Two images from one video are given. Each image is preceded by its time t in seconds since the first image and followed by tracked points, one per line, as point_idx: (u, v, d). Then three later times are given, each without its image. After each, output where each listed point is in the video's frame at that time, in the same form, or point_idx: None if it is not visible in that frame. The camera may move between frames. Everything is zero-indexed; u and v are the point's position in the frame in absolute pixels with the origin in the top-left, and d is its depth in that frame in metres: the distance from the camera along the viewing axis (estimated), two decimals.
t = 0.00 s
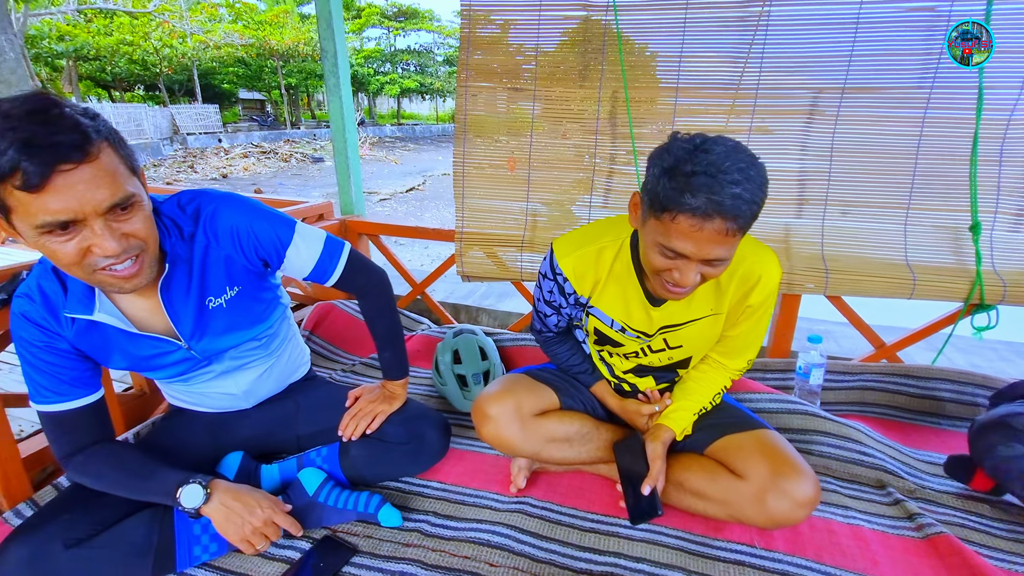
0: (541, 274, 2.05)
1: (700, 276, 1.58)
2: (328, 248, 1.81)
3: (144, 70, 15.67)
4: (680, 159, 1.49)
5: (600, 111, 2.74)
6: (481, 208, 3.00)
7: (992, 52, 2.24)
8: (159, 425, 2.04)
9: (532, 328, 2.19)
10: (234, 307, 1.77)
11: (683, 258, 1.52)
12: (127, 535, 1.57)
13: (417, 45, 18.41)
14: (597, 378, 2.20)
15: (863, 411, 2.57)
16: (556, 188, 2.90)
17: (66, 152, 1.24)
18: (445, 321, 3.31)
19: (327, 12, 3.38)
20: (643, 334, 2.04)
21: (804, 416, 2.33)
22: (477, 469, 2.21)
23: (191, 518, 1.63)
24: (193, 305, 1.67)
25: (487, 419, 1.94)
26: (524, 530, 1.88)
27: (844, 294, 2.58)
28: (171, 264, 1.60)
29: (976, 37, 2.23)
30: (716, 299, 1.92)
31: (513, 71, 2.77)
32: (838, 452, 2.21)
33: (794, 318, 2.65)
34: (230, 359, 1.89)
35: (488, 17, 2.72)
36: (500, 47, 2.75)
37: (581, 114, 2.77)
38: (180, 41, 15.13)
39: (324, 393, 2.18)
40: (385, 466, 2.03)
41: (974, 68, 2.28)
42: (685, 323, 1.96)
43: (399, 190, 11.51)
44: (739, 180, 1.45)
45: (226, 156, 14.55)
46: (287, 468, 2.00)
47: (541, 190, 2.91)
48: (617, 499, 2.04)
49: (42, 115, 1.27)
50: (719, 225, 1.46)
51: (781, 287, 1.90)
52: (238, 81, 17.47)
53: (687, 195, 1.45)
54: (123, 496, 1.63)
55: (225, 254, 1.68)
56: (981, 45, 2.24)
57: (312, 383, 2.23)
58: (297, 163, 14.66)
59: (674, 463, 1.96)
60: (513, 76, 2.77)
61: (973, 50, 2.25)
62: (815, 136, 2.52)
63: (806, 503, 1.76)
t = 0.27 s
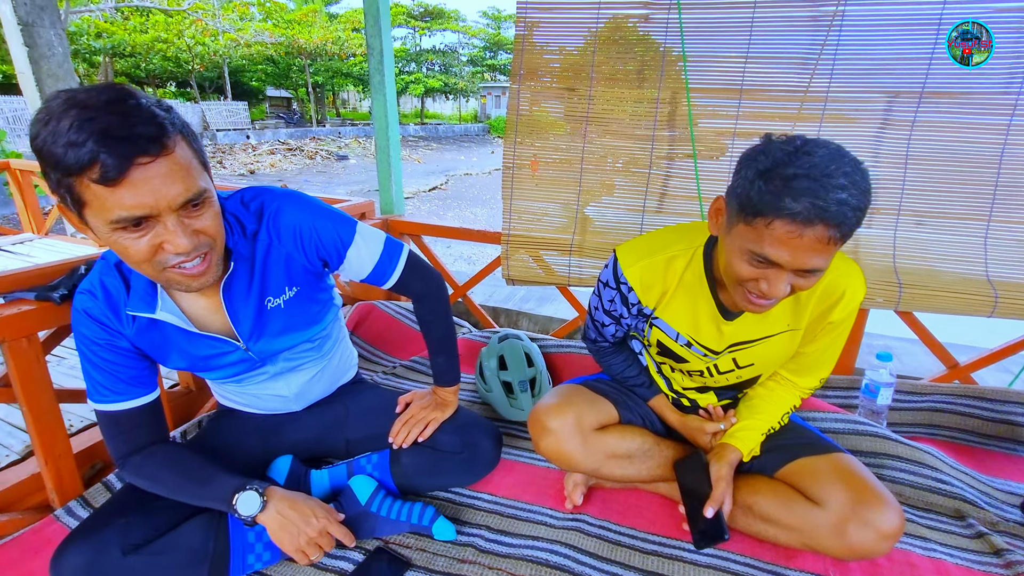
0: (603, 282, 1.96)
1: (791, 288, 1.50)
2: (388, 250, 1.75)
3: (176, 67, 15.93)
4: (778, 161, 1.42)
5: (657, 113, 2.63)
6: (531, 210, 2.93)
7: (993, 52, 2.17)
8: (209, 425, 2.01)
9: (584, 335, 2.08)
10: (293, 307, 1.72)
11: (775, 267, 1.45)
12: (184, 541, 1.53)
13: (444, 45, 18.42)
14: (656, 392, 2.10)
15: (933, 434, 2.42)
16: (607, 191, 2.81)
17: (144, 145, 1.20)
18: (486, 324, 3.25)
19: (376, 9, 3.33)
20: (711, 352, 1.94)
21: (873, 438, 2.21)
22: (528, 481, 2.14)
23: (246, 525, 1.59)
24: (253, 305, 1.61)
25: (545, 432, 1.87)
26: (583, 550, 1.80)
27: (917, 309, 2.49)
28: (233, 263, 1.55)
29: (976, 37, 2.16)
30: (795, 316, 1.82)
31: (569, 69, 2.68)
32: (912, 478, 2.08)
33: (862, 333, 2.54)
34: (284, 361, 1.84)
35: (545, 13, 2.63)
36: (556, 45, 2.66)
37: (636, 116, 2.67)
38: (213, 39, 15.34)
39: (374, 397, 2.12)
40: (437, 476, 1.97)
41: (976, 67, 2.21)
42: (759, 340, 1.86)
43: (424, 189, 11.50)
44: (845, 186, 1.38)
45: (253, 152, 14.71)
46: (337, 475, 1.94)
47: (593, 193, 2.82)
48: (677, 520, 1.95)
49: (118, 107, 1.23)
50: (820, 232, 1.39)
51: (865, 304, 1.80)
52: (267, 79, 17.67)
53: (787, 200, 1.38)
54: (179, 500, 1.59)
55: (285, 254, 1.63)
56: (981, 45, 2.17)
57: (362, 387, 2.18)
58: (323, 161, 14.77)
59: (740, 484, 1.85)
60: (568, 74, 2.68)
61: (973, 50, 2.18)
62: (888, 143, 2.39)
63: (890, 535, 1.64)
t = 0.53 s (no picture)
0: (672, 278, 1.87)
1: (889, 267, 1.37)
2: (450, 253, 1.68)
3: (214, 67, 16.30)
4: (879, 131, 1.35)
5: (721, 113, 2.52)
6: (583, 211, 2.85)
7: (993, 52, 2.11)
8: (262, 425, 1.98)
9: (647, 339, 1.98)
10: (352, 310, 1.67)
11: (875, 240, 1.34)
12: (243, 546, 1.50)
13: (475, 47, 18.43)
14: (721, 403, 1.98)
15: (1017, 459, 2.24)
16: (663, 194, 2.70)
17: (221, 139, 1.16)
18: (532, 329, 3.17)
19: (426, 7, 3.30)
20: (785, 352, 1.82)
21: (955, 463, 2.05)
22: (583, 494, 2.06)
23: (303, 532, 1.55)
24: (315, 306, 1.58)
25: (609, 443, 1.80)
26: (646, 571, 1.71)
27: (1002, 324, 2.35)
28: (298, 263, 1.52)
29: (976, 36, 2.10)
30: (876, 314, 1.70)
31: (627, 67, 2.58)
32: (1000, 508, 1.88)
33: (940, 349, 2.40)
34: (341, 364, 1.80)
35: (605, 8, 2.54)
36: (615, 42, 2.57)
37: (696, 116, 2.56)
38: (250, 39, 15.64)
39: (427, 402, 2.07)
40: (491, 487, 1.90)
41: (976, 68, 2.15)
42: (838, 340, 1.74)
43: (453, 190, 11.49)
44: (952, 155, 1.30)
45: (286, 151, 14.94)
46: (389, 481, 1.89)
47: (648, 196, 2.73)
48: (744, 542, 1.84)
49: (195, 100, 1.20)
50: (926, 201, 1.29)
51: (953, 305, 1.67)
52: (300, 79, 17.94)
53: (891, 167, 1.29)
54: (237, 503, 1.56)
55: (349, 254, 1.59)
56: (981, 45, 2.11)
57: (414, 390, 2.13)
58: (353, 160, 14.91)
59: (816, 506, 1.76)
60: (626, 72, 2.60)
61: (973, 50, 2.12)
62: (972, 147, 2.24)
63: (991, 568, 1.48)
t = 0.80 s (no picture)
0: (741, 266, 1.78)
1: (994, 246, 1.28)
2: (507, 254, 1.67)
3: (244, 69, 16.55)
4: (994, 105, 1.28)
5: (784, 109, 2.40)
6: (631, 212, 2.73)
7: (993, 53, 2.09)
8: (308, 429, 1.94)
9: (709, 335, 1.88)
10: (406, 311, 1.70)
11: (986, 217, 1.25)
12: (295, 555, 1.45)
13: (499, 47, 18.35)
14: (784, 413, 1.84)
15: None
16: (715, 194, 2.59)
17: (288, 135, 1.16)
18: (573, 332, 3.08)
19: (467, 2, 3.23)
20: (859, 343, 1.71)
21: None
22: (637, 507, 1.96)
23: (356, 543, 1.48)
24: (370, 307, 1.62)
25: (673, 454, 1.72)
26: None
27: None
28: (356, 264, 1.56)
29: (976, 37, 2.07)
30: (959, 300, 1.60)
31: (682, 62, 2.46)
32: None
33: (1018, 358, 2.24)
34: (392, 367, 1.76)
35: None
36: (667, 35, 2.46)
37: (756, 112, 2.45)
38: (280, 41, 15.83)
39: (475, 407, 2.00)
40: (544, 498, 1.82)
41: (976, 68, 2.12)
42: (918, 330, 1.64)
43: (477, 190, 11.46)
44: None
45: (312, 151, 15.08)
46: (438, 489, 1.80)
47: (699, 195, 2.62)
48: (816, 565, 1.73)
49: (262, 93, 1.20)
50: None
51: None
52: (327, 80, 18.12)
53: (1014, 139, 1.22)
54: (289, 510, 1.52)
55: (406, 254, 1.62)
56: (982, 45, 2.08)
57: (461, 394, 2.07)
58: (378, 160, 15.00)
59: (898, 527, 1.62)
60: (680, 66, 2.47)
61: (973, 50, 2.09)
62: None
63: None
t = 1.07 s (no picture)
0: (808, 254, 1.67)
1: None
2: (556, 252, 1.61)
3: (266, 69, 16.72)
4: None
5: (838, 105, 2.28)
6: (672, 211, 2.63)
7: (993, 52, 2.03)
8: (340, 432, 1.86)
9: (766, 329, 1.76)
10: (449, 312, 1.63)
11: None
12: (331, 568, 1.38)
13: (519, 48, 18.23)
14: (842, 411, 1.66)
15: None
16: (760, 193, 2.48)
17: (340, 122, 1.10)
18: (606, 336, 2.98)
19: None
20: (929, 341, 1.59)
21: None
22: (684, 522, 1.85)
23: (393, 555, 1.40)
24: (411, 307, 1.55)
25: (731, 458, 1.64)
26: None
27: None
28: (400, 260, 1.51)
29: (977, 36, 2.02)
30: None
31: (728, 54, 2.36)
32: None
33: None
34: (430, 369, 1.71)
35: None
36: (713, 26, 2.37)
37: (806, 109, 2.33)
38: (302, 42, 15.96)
39: (513, 413, 1.91)
40: (587, 510, 1.72)
41: (976, 68, 2.06)
42: (993, 329, 1.52)
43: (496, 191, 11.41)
44: None
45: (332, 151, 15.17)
46: (475, 499, 1.71)
47: (744, 194, 2.50)
48: None
49: (312, 76, 1.13)
50: None
51: None
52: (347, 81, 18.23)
53: None
54: (324, 519, 1.44)
55: (451, 251, 1.56)
56: (981, 45, 2.03)
57: (498, 399, 1.97)
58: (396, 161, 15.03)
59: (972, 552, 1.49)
60: (726, 59, 2.38)
61: (974, 50, 2.04)
62: None
63: None
